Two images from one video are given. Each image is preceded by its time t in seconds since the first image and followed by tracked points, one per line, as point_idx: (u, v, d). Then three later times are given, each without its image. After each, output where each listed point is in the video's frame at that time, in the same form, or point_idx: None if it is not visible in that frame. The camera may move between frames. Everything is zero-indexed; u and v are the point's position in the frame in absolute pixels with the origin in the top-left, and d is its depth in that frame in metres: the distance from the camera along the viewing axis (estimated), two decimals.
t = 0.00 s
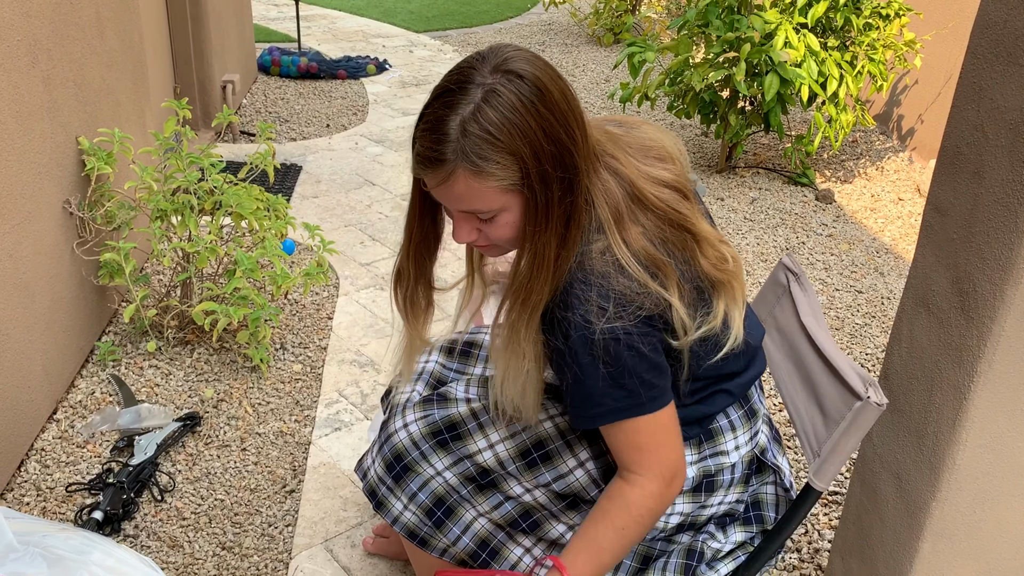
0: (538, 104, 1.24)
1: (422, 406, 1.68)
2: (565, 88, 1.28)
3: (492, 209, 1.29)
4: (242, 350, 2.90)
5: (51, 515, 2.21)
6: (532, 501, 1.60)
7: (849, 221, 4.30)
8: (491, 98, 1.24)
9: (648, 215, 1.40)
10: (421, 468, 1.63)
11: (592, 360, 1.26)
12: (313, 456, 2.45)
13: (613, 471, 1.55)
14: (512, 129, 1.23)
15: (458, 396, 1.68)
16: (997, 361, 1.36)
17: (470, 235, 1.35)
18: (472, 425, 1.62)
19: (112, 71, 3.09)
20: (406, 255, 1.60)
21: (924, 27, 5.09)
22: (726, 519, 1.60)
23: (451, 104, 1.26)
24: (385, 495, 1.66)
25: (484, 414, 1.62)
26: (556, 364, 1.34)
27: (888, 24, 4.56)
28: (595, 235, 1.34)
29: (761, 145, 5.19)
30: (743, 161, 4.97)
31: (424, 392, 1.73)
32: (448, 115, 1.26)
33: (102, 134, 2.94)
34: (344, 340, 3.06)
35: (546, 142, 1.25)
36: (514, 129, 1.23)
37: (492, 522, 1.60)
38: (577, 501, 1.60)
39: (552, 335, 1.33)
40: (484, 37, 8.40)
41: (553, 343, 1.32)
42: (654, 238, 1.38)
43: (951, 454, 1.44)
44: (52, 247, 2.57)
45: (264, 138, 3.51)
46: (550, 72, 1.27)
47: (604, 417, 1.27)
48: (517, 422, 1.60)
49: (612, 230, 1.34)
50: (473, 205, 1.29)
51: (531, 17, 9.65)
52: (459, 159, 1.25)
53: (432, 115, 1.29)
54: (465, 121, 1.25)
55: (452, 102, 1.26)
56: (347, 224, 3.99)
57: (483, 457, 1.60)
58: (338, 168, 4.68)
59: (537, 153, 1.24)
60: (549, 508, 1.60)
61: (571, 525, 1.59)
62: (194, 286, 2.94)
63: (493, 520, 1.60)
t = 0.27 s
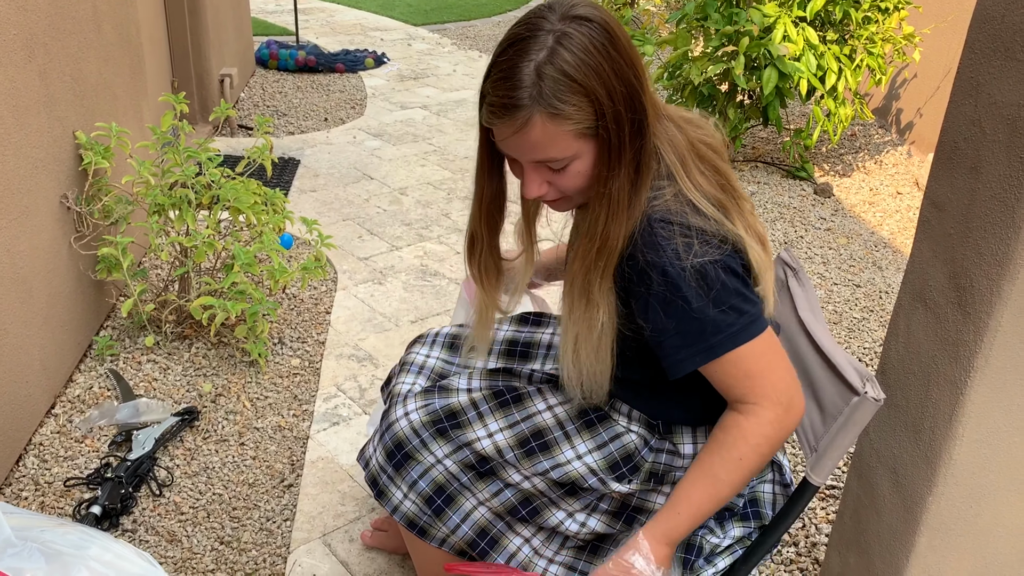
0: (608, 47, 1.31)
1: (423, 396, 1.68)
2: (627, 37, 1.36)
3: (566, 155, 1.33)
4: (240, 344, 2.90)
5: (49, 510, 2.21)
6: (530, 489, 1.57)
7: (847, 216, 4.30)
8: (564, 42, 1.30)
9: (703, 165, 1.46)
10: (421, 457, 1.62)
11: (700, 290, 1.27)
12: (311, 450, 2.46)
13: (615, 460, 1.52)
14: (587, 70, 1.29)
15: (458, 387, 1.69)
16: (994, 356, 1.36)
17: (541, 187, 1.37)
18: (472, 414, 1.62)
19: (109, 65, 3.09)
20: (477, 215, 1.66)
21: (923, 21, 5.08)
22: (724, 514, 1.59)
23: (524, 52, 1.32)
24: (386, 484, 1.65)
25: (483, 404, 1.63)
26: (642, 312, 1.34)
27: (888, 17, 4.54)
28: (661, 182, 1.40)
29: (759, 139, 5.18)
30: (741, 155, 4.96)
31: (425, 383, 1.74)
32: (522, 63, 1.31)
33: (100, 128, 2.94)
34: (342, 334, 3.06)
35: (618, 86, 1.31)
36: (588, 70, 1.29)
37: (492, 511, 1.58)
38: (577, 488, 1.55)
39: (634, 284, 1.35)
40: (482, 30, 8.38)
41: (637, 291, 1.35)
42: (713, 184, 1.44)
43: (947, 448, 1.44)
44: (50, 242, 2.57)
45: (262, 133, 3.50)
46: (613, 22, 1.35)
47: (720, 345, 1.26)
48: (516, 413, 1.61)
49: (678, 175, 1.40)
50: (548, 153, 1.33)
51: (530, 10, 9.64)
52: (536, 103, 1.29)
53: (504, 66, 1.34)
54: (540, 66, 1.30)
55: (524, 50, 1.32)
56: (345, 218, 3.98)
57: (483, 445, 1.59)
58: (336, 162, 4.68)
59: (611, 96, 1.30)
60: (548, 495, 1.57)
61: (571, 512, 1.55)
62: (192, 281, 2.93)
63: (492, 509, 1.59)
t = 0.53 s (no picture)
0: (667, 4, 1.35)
1: (418, 386, 1.67)
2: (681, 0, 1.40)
3: (624, 109, 1.35)
4: (237, 340, 2.89)
5: (45, 506, 2.21)
6: (527, 474, 1.56)
7: (844, 210, 4.30)
8: None
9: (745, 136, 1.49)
10: (418, 445, 1.61)
11: (758, 245, 1.28)
12: (307, 446, 2.46)
13: (612, 445, 1.51)
14: (648, 24, 1.33)
15: (455, 377, 1.68)
16: (989, 349, 1.36)
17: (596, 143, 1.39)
18: (467, 403, 1.62)
19: (104, 60, 3.08)
20: (537, 173, 1.75)
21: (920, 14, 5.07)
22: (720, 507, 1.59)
23: (585, 7, 1.35)
24: (383, 473, 1.65)
25: (479, 393, 1.62)
26: (693, 271, 1.33)
27: (885, 11, 4.51)
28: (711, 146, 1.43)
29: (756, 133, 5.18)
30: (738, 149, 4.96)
31: (422, 372, 1.73)
32: (584, 17, 1.34)
33: (95, 123, 2.93)
34: (339, 330, 3.06)
35: (676, 42, 1.34)
36: (650, 23, 1.33)
37: (488, 498, 1.57)
38: (574, 472, 1.54)
39: (685, 242, 1.35)
40: (480, 25, 8.36)
41: (689, 246, 1.34)
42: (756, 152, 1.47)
43: (942, 441, 1.44)
44: (45, 238, 2.57)
45: (258, 128, 3.49)
46: None
47: (769, 305, 1.27)
48: (511, 402, 1.60)
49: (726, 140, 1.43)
50: (606, 107, 1.35)
51: (527, 4, 9.62)
52: (599, 55, 1.31)
53: (565, 22, 1.37)
54: (603, 19, 1.33)
55: (586, 5, 1.35)
56: (342, 214, 3.98)
57: (478, 432, 1.57)
58: (333, 158, 4.67)
59: (672, 50, 1.33)
60: (544, 481, 1.55)
61: (567, 498, 1.54)
62: (188, 277, 2.93)
63: (489, 496, 1.57)
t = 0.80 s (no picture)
0: None
1: (414, 381, 1.68)
2: None
3: (651, 82, 1.36)
4: (233, 338, 2.89)
5: (42, 504, 2.21)
6: (521, 467, 1.56)
7: (841, 206, 4.31)
8: None
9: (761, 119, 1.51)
10: (413, 439, 1.61)
11: (778, 221, 1.31)
12: (304, 443, 2.46)
13: (606, 436, 1.52)
14: None
15: (451, 371, 1.69)
16: (982, 344, 1.36)
17: (620, 116, 1.40)
18: (462, 397, 1.63)
19: (100, 58, 3.07)
20: (561, 148, 1.77)
21: (916, 11, 5.08)
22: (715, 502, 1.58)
23: None
24: (378, 468, 1.65)
25: (473, 387, 1.64)
26: (711, 244, 1.34)
27: (880, 8, 4.52)
28: (731, 128, 1.44)
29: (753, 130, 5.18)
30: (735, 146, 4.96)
31: (418, 366, 1.74)
32: None
33: (90, 122, 2.93)
34: (335, 328, 3.06)
35: (705, 17, 1.36)
36: None
37: (483, 492, 1.57)
38: (567, 463, 1.54)
39: (704, 216, 1.36)
40: (476, 23, 8.36)
41: (710, 220, 1.35)
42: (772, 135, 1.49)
43: (936, 437, 1.45)
44: (41, 236, 2.56)
45: (254, 126, 3.49)
46: None
47: (785, 282, 1.29)
48: (506, 396, 1.61)
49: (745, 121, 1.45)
50: (635, 79, 1.35)
51: (523, 2, 9.62)
52: (629, 26, 1.32)
53: None
54: None
55: None
56: (338, 212, 3.98)
57: (472, 425, 1.58)
58: (329, 155, 4.67)
59: (699, 25, 1.35)
60: (538, 474, 1.55)
61: (561, 491, 1.54)
62: (184, 275, 2.93)
63: (484, 489, 1.58)
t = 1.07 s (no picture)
0: None
1: (410, 381, 1.68)
2: None
3: (660, 70, 1.36)
4: (230, 340, 2.89)
5: (38, 507, 2.21)
6: (517, 467, 1.56)
7: (837, 207, 4.31)
8: None
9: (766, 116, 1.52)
10: (408, 439, 1.61)
11: (785, 211, 1.32)
12: (301, 445, 2.46)
13: (602, 434, 1.52)
14: None
15: (447, 371, 1.69)
16: (975, 344, 1.37)
17: (628, 104, 1.40)
18: (458, 397, 1.63)
19: (95, 61, 3.07)
20: (565, 137, 1.77)
21: (911, 11, 5.09)
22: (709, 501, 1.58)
23: None
24: (374, 468, 1.66)
25: (469, 387, 1.64)
26: (717, 234, 1.35)
27: (875, 9, 4.54)
28: (736, 123, 1.45)
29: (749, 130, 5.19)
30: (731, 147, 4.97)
31: (414, 366, 1.74)
32: None
33: (86, 124, 2.93)
34: (332, 329, 3.06)
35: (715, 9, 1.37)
36: None
37: (479, 491, 1.57)
38: (563, 462, 1.54)
39: (711, 205, 1.37)
40: (472, 24, 8.37)
41: (716, 210, 1.36)
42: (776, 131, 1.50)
43: (929, 436, 1.45)
44: (37, 239, 2.56)
45: (250, 128, 3.49)
46: None
47: (793, 271, 1.30)
48: (501, 395, 1.61)
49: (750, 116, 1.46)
50: (644, 67, 1.36)
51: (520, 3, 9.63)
52: (640, 13, 1.33)
53: None
54: None
55: None
56: (335, 213, 3.98)
57: (468, 424, 1.58)
58: (325, 157, 4.67)
59: (709, 15, 1.35)
60: (534, 473, 1.55)
61: (557, 490, 1.54)
62: (181, 277, 2.93)
63: (480, 489, 1.58)
